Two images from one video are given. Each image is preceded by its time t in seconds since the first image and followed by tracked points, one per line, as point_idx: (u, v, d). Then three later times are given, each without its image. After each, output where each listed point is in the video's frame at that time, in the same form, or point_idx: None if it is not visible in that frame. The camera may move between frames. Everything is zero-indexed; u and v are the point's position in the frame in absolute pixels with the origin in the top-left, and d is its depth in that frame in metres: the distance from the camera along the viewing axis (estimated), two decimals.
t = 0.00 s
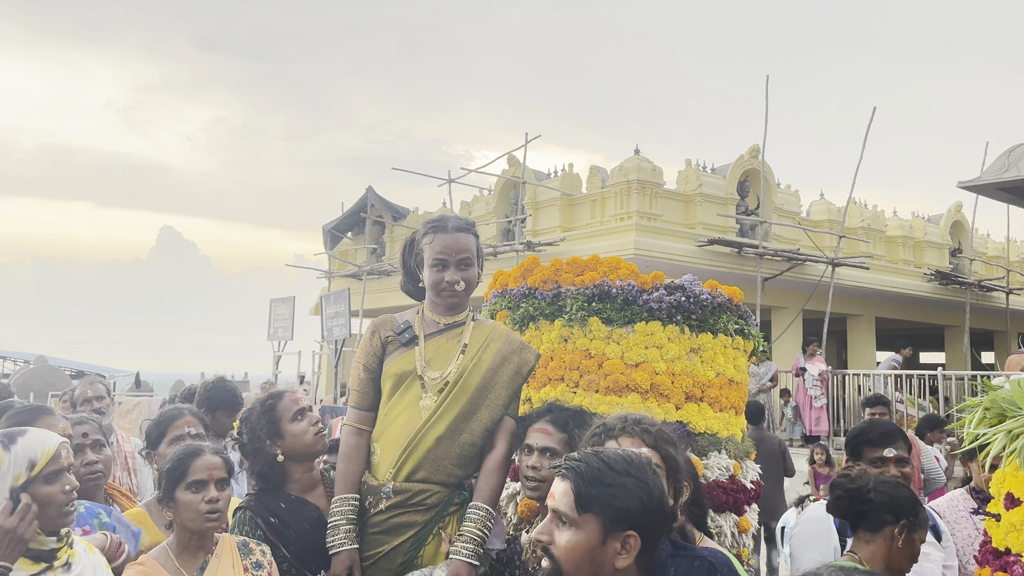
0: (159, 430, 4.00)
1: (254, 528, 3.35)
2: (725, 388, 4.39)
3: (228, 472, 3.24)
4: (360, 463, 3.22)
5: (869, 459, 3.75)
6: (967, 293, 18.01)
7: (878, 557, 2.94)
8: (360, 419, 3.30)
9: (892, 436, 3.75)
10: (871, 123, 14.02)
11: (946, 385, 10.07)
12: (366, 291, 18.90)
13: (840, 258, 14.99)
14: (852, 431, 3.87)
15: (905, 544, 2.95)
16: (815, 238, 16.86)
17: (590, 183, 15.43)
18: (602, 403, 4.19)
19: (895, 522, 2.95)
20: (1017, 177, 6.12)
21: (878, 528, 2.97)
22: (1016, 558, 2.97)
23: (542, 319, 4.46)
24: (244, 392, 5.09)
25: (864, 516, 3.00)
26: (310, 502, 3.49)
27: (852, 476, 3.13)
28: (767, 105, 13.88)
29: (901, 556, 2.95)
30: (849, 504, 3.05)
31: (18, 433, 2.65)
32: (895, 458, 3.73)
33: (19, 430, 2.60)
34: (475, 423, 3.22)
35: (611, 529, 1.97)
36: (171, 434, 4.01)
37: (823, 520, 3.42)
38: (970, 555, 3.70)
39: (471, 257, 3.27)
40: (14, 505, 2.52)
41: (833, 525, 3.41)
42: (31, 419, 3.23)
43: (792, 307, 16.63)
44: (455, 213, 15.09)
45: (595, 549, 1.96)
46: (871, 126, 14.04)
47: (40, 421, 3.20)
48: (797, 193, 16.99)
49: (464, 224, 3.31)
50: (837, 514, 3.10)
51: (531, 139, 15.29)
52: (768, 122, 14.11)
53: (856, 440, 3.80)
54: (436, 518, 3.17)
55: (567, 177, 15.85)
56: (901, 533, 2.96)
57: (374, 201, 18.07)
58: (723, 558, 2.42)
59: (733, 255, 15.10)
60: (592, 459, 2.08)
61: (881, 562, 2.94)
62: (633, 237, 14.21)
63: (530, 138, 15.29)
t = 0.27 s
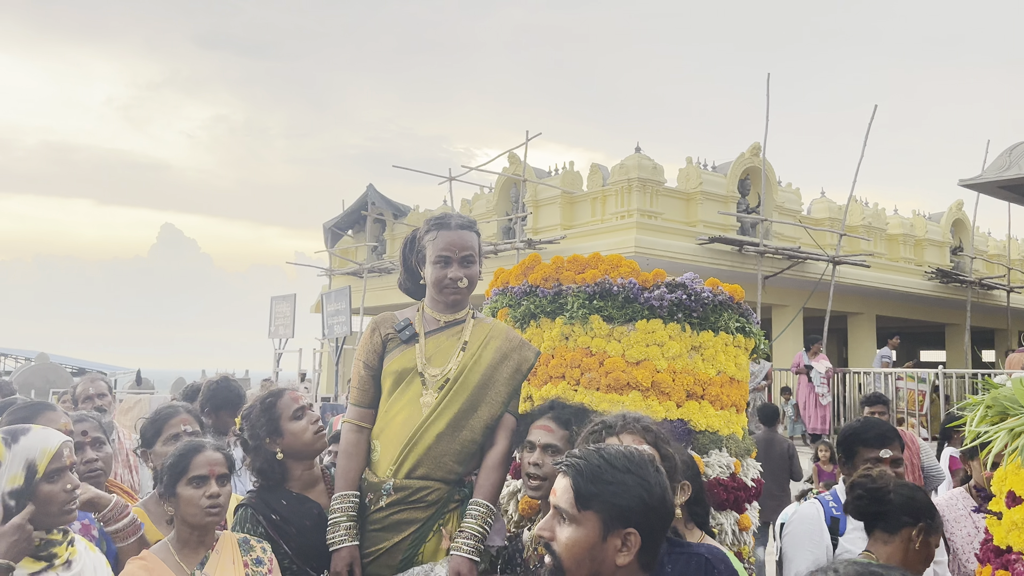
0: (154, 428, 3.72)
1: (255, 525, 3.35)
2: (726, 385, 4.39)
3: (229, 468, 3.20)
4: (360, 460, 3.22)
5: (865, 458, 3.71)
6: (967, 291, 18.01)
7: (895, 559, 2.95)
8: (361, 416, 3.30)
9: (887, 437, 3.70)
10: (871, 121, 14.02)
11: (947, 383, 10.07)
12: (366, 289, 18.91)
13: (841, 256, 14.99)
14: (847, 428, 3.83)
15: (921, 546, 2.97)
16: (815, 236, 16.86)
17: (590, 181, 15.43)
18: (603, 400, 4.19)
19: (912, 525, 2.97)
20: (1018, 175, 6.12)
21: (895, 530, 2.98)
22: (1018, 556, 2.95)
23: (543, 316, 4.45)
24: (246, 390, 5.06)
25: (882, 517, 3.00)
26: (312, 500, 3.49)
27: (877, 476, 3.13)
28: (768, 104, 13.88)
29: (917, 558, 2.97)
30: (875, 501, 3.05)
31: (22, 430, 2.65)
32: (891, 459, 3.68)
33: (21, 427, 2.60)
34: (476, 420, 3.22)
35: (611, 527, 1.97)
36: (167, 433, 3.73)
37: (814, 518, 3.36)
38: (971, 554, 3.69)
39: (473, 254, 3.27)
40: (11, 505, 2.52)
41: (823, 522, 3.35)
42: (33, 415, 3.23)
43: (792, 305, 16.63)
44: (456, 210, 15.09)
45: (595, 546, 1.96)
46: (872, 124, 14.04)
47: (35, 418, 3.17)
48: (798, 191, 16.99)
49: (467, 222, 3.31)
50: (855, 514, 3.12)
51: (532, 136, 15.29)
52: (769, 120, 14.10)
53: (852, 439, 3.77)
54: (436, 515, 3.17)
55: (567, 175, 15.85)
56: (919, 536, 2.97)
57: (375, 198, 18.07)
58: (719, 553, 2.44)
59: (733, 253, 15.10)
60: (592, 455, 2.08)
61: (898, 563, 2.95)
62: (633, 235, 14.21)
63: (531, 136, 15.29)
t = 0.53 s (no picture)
0: (153, 425, 3.69)
1: (255, 520, 3.36)
2: (727, 383, 4.39)
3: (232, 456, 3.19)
4: (361, 457, 3.22)
5: (875, 457, 3.59)
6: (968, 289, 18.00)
7: (908, 558, 2.96)
8: (361, 413, 3.30)
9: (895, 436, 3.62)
10: (873, 119, 14.01)
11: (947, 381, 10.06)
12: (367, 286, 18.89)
13: (841, 254, 14.98)
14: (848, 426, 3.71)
15: (935, 547, 2.98)
16: (816, 233, 16.84)
17: (591, 178, 15.42)
18: (605, 397, 4.19)
19: (928, 525, 2.97)
20: (1019, 173, 6.11)
21: (910, 530, 2.98)
22: (1019, 553, 2.94)
23: (545, 314, 4.45)
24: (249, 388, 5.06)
25: (897, 516, 2.99)
26: (312, 496, 3.49)
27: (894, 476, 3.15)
28: (768, 101, 13.87)
29: (929, 558, 2.98)
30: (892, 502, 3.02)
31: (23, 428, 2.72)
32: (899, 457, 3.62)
33: (23, 425, 2.66)
34: (475, 416, 3.22)
35: (609, 517, 1.97)
36: (165, 429, 3.70)
37: (811, 515, 3.36)
38: (971, 551, 3.68)
39: (472, 250, 3.27)
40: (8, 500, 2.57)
41: (821, 519, 3.35)
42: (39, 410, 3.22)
43: (793, 303, 16.62)
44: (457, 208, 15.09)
45: (593, 537, 1.96)
46: (873, 122, 14.03)
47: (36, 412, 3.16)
48: (798, 188, 16.98)
49: (465, 218, 3.32)
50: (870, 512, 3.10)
51: (533, 134, 15.27)
52: (770, 118, 14.09)
53: (860, 436, 3.64)
54: (437, 510, 3.18)
55: (568, 172, 15.84)
56: (933, 536, 2.98)
57: (375, 196, 18.05)
58: (721, 551, 2.45)
59: (734, 251, 15.10)
60: (593, 448, 2.08)
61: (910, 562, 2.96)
62: (634, 233, 14.21)
63: (532, 133, 15.27)
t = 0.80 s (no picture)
0: (153, 422, 3.64)
1: (256, 516, 3.37)
2: (728, 380, 4.39)
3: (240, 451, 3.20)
4: (363, 453, 3.22)
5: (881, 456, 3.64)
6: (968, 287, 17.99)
7: (906, 555, 2.97)
8: (363, 409, 3.30)
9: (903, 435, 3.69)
10: (873, 117, 13.99)
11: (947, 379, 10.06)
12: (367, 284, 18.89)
13: (841, 252, 14.98)
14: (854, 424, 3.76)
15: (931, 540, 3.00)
16: (816, 231, 16.83)
17: (591, 176, 15.41)
18: (605, 395, 4.19)
19: (922, 520, 2.98)
20: (1020, 170, 6.11)
21: (906, 526, 2.99)
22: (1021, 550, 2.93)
23: (546, 311, 4.45)
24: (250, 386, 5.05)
25: (893, 515, 2.99)
26: (313, 493, 3.48)
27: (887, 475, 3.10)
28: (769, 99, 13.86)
29: (926, 552, 3.00)
30: (882, 503, 3.02)
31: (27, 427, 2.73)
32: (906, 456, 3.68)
33: (28, 422, 2.68)
34: (475, 413, 3.21)
35: (610, 506, 1.96)
36: (166, 426, 3.65)
37: (811, 515, 3.35)
38: (970, 549, 3.69)
39: (461, 247, 3.25)
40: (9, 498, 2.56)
41: (821, 519, 3.34)
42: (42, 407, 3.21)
43: (793, 301, 16.62)
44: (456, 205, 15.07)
45: (592, 525, 1.95)
46: (874, 119, 14.01)
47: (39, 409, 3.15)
48: (799, 186, 16.97)
49: (456, 215, 3.31)
50: (864, 512, 3.09)
51: (533, 131, 15.26)
52: (770, 115, 14.09)
53: (865, 435, 3.67)
54: (436, 507, 3.17)
55: (568, 170, 15.83)
56: (929, 531, 2.99)
57: (375, 193, 18.04)
58: (724, 554, 2.47)
59: (734, 249, 15.10)
60: (602, 443, 2.10)
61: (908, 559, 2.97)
62: (634, 230, 14.21)
63: (532, 131, 15.26)
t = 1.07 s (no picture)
0: (156, 419, 3.63)
1: (257, 513, 3.37)
2: (727, 379, 4.40)
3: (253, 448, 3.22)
4: (364, 451, 3.24)
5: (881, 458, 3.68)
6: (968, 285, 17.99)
7: (889, 553, 2.98)
8: (365, 408, 3.33)
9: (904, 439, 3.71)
10: (874, 115, 14.00)
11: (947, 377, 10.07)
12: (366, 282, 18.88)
13: (842, 250, 14.98)
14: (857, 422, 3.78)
15: (913, 530, 3.01)
16: (816, 229, 16.84)
17: (591, 174, 15.40)
18: (605, 393, 4.20)
19: (901, 514, 2.98)
20: (1019, 169, 6.12)
21: (887, 524, 2.98)
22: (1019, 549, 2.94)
23: (546, 310, 4.47)
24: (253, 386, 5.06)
25: (874, 518, 2.98)
26: (314, 491, 3.50)
27: (856, 481, 3.02)
28: (769, 97, 13.86)
29: (911, 543, 3.01)
30: (856, 510, 3.00)
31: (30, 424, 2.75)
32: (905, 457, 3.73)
33: (28, 420, 2.70)
34: (475, 412, 3.22)
35: (604, 504, 1.97)
36: (169, 422, 3.64)
37: (811, 515, 3.35)
38: (969, 547, 3.70)
39: (451, 246, 3.23)
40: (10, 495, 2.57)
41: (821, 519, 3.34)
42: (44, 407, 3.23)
43: (793, 299, 16.63)
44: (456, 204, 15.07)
45: (587, 524, 1.96)
46: (874, 118, 14.02)
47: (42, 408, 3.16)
48: (799, 184, 16.97)
49: (448, 214, 3.29)
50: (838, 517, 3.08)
51: (533, 129, 15.26)
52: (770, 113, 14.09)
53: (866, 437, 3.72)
54: (434, 506, 3.18)
55: (568, 168, 15.83)
56: (910, 523, 3.00)
57: (375, 192, 18.04)
58: (728, 558, 2.49)
59: (734, 247, 15.11)
60: (594, 444, 2.12)
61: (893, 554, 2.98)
62: (634, 229, 14.21)
63: (532, 129, 15.26)
